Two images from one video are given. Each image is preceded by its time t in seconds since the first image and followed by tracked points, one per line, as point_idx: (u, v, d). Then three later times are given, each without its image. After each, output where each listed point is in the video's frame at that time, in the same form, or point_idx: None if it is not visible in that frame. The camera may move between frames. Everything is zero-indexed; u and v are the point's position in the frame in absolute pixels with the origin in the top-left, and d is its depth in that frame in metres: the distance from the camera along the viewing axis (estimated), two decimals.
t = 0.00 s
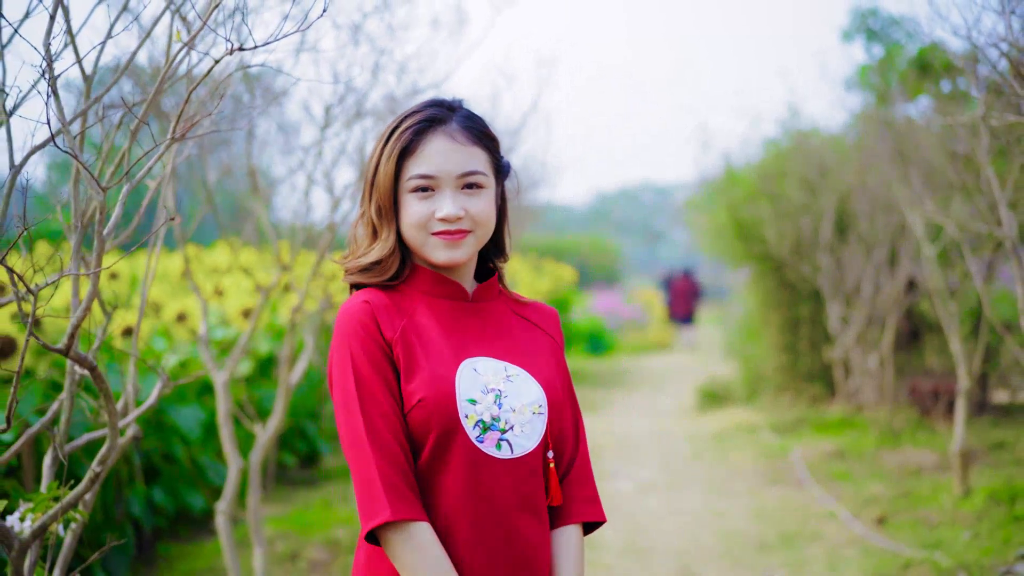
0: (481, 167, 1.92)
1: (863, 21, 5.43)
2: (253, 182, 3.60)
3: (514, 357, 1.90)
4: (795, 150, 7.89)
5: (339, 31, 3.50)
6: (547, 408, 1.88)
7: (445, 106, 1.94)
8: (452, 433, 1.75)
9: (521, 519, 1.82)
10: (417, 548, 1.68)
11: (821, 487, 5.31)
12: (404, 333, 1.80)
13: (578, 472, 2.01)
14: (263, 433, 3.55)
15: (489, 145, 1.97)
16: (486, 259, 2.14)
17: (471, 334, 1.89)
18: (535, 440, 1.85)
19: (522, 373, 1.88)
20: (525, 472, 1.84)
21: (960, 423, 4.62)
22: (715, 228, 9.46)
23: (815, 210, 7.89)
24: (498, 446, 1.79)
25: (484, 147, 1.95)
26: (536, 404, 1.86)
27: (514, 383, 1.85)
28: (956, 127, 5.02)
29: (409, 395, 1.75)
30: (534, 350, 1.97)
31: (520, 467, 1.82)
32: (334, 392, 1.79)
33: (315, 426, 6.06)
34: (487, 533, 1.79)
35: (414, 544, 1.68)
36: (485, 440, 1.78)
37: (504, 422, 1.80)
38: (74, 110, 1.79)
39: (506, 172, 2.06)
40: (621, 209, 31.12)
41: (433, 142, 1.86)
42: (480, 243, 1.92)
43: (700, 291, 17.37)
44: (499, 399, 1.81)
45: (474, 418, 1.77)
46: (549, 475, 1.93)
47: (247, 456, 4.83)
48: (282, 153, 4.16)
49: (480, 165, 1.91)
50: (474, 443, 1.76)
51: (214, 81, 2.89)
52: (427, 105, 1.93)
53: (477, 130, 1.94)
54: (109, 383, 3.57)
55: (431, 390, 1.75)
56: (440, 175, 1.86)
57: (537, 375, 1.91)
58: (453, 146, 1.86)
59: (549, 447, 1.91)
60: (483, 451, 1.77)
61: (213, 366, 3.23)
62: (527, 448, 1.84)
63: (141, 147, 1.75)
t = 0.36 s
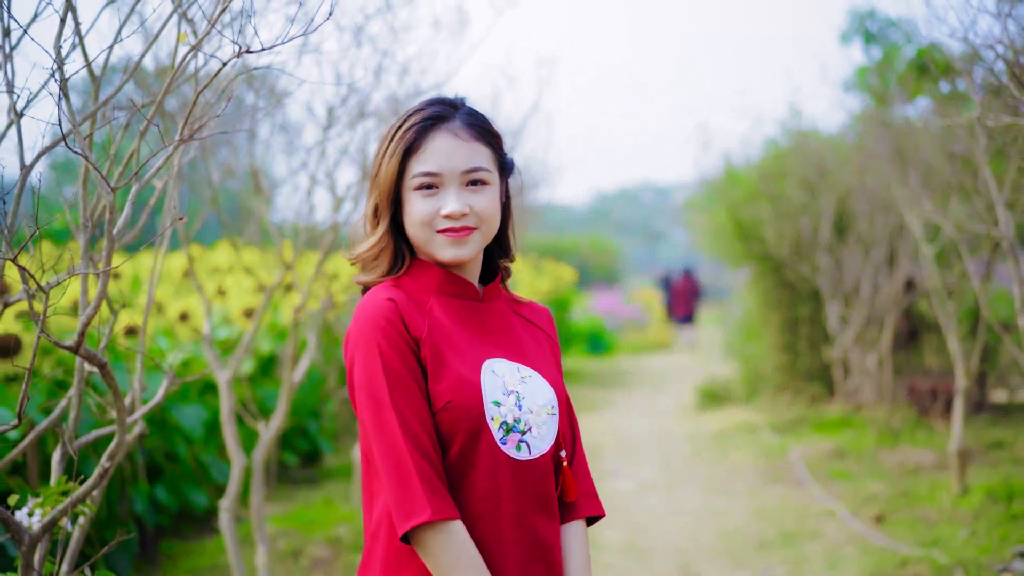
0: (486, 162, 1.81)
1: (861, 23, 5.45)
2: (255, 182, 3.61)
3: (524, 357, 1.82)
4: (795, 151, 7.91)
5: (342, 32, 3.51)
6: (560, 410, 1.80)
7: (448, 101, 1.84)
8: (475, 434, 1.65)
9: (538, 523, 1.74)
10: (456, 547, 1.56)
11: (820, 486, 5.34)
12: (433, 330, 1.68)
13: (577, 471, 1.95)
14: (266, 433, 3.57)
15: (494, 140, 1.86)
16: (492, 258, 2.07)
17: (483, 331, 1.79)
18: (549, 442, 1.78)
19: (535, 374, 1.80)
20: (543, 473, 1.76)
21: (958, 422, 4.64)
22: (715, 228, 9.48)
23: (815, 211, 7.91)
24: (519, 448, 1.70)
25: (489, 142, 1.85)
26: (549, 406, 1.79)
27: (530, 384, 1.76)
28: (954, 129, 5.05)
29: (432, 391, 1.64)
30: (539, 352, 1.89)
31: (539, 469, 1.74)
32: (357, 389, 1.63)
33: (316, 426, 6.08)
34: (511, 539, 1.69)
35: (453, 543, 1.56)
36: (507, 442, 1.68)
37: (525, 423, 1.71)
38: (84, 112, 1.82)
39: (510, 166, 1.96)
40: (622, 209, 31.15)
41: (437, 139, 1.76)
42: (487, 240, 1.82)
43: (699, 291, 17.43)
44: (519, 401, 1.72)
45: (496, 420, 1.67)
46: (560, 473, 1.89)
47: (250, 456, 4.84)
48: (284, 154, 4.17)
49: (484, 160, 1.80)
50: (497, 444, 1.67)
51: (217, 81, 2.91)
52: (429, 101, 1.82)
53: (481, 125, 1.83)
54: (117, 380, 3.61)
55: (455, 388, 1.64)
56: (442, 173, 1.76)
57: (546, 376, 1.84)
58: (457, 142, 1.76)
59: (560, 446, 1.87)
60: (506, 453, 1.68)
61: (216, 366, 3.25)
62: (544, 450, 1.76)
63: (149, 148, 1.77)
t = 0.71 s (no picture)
0: (490, 169, 1.82)
1: (857, 25, 5.49)
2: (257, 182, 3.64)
3: (534, 366, 1.82)
4: (793, 151, 7.94)
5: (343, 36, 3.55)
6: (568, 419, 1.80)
7: (450, 110, 1.84)
8: (485, 444, 1.66)
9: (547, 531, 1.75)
10: (467, 557, 1.57)
11: (818, 484, 5.36)
12: (442, 340, 1.69)
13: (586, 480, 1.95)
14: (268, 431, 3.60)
15: (497, 148, 1.87)
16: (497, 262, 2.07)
17: (492, 339, 1.79)
18: (558, 451, 1.78)
19: (544, 383, 1.80)
20: (551, 482, 1.76)
21: (956, 421, 4.66)
22: (714, 228, 9.51)
23: (813, 211, 7.94)
24: (529, 457, 1.71)
25: (491, 150, 1.86)
26: (559, 415, 1.79)
27: (539, 395, 1.77)
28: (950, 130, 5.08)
29: (444, 402, 1.65)
30: (546, 359, 1.89)
31: (549, 478, 1.75)
32: (368, 400, 1.64)
33: (316, 425, 6.10)
34: (521, 549, 1.69)
35: (464, 551, 1.57)
36: (517, 451, 1.69)
37: (534, 432, 1.72)
38: (89, 115, 1.85)
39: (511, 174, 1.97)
40: (622, 209, 31.12)
41: (441, 148, 1.77)
42: (493, 247, 1.83)
43: (699, 290, 17.45)
44: (528, 410, 1.72)
45: (507, 430, 1.68)
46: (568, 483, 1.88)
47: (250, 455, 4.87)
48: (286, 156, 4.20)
49: (488, 168, 1.82)
50: (507, 454, 1.67)
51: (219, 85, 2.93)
52: (430, 110, 1.83)
53: (484, 133, 1.84)
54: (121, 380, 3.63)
55: (466, 398, 1.65)
56: (448, 181, 1.77)
57: (554, 384, 1.84)
58: (461, 150, 1.77)
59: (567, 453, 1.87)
60: (516, 463, 1.69)
61: (218, 364, 3.27)
62: (553, 458, 1.76)
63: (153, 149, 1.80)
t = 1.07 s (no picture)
0: (494, 178, 1.79)
1: (854, 26, 5.51)
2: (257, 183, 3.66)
3: (537, 367, 1.82)
4: (791, 151, 7.97)
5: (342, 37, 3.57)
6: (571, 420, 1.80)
7: (454, 117, 1.82)
8: (483, 444, 1.67)
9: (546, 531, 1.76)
10: (462, 555, 1.59)
11: (815, 484, 5.38)
12: (440, 340, 1.70)
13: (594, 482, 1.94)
14: (269, 430, 3.62)
15: (503, 154, 1.84)
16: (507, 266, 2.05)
17: (494, 339, 1.80)
18: (559, 451, 1.77)
19: (547, 385, 1.80)
20: (551, 482, 1.77)
21: (952, 420, 4.68)
22: (713, 229, 9.53)
23: (811, 212, 7.96)
24: (526, 457, 1.71)
25: (496, 156, 1.83)
26: (561, 416, 1.78)
27: (541, 395, 1.77)
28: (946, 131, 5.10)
29: (442, 402, 1.66)
30: (551, 360, 1.89)
31: (548, 479, 1.75)
32: (367, 400, 1.67)
33: (316, 425, 6.12)
34: (517, 549, 1.70)
35: (459, 548, 1.59)
36: (514, 451, 1.70)
37: (533, 432, 1.72)
38: (93, 118, 1.87)
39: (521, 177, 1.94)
40: (621, 209, 31.10)
41: (444, 157, 1.75)
42: (497, 255, 1.81)
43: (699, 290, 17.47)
44: (528, 410, 1.72)
45: (504, 429, 1.68)
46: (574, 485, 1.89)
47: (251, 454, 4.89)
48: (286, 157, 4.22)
49: (492, 176, 1.79)
50: (504, 454, 1.68)
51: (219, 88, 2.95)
52: (434, 117, 1.81)
53: (489, 140, 1.81)
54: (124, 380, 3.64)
55: (464, 398, 1.66)
56: (450, 191, 1.75)
57: (560, 387, 1.84)
58: (463, 159, 1.75)
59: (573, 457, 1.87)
60: (512, 463, 1.69)
61: (219, 364, 3.29)
62: (554, 460, 1.76)
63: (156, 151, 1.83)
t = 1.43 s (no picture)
0: (497, 182, 1.78)
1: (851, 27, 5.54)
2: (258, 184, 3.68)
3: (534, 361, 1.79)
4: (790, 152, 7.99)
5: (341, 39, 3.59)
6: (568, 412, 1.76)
7: (460, 119, 1.80)
8: (471, 434, 1.65)
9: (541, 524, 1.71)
10: (452, 532, 1.55)
11: (813, 483, 5.41)
12: (430, 330, 1.70)
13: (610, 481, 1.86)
14: (269, 429, 3.64)
15: (508, 157, 1.83)
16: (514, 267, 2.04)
17: (489, 332, 1.79)
18: (555, 443, 1.74)
19: (544, 378, 1.77)
20: (546, 475, 1.72)
21: (949, 420, 4.71)
22: (711, 229, 9.56)
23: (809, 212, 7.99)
24: (517, 447, 1.69)
25: (501, 160, 1.81)
26: (557, 408, 1.75)
27: (535, 389, 1.74)
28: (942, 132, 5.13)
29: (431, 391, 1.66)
30: (552, 356, 1.86)
31: (542, 470, 1.72)
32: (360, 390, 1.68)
33: (316, 424, 6.14)
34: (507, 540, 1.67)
35: (447, 524, 1.56)
36: (503, 441, 1.67)
37: (525, 424, 1.69)
38: (94, 121, 1.89)
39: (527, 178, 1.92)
40: (621, 210, 31.15)
41: (445, 161, 1.74)
42: (498, 259, 1.80)
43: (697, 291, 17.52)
44: (520, 401, 1.70)
45: (494, 419, 1.67)
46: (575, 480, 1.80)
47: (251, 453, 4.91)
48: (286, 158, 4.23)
49: (494, 181, 1.77)
50: (492, 444, 1.66)
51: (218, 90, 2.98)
52: (439, 119, 1.80)
53: (493, 143, 1.79)
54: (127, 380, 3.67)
55: (452, 387, 1.66)
56: (451, 195, 1.74)
57: (559, 382, 1.81)
58: (464, 164, 1.74)
59: (573, 450, 1.78)
60: (502, 453, 1.67)
61: (218, 364, 3.30)
62: (549, 452, 1.73)
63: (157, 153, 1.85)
